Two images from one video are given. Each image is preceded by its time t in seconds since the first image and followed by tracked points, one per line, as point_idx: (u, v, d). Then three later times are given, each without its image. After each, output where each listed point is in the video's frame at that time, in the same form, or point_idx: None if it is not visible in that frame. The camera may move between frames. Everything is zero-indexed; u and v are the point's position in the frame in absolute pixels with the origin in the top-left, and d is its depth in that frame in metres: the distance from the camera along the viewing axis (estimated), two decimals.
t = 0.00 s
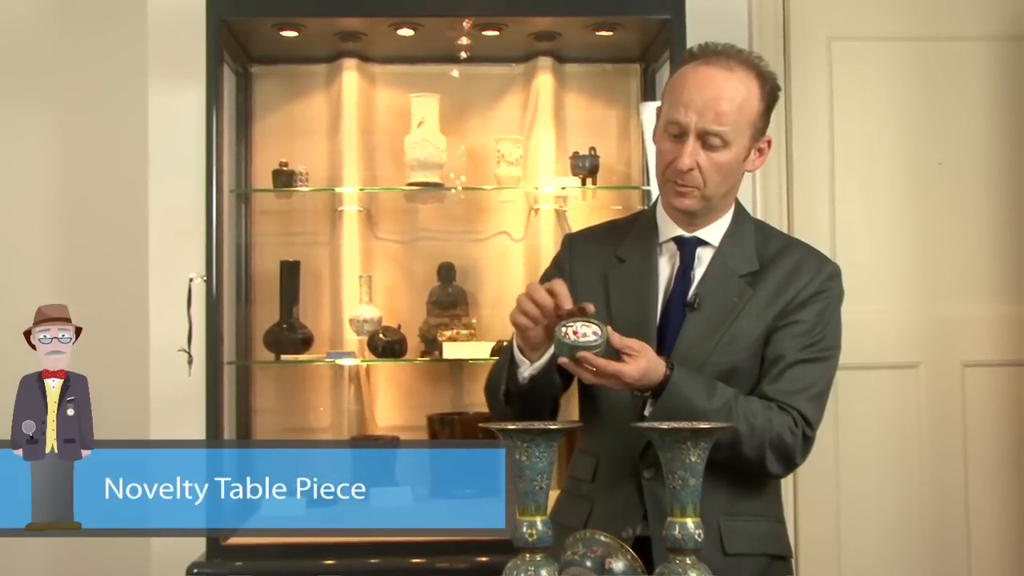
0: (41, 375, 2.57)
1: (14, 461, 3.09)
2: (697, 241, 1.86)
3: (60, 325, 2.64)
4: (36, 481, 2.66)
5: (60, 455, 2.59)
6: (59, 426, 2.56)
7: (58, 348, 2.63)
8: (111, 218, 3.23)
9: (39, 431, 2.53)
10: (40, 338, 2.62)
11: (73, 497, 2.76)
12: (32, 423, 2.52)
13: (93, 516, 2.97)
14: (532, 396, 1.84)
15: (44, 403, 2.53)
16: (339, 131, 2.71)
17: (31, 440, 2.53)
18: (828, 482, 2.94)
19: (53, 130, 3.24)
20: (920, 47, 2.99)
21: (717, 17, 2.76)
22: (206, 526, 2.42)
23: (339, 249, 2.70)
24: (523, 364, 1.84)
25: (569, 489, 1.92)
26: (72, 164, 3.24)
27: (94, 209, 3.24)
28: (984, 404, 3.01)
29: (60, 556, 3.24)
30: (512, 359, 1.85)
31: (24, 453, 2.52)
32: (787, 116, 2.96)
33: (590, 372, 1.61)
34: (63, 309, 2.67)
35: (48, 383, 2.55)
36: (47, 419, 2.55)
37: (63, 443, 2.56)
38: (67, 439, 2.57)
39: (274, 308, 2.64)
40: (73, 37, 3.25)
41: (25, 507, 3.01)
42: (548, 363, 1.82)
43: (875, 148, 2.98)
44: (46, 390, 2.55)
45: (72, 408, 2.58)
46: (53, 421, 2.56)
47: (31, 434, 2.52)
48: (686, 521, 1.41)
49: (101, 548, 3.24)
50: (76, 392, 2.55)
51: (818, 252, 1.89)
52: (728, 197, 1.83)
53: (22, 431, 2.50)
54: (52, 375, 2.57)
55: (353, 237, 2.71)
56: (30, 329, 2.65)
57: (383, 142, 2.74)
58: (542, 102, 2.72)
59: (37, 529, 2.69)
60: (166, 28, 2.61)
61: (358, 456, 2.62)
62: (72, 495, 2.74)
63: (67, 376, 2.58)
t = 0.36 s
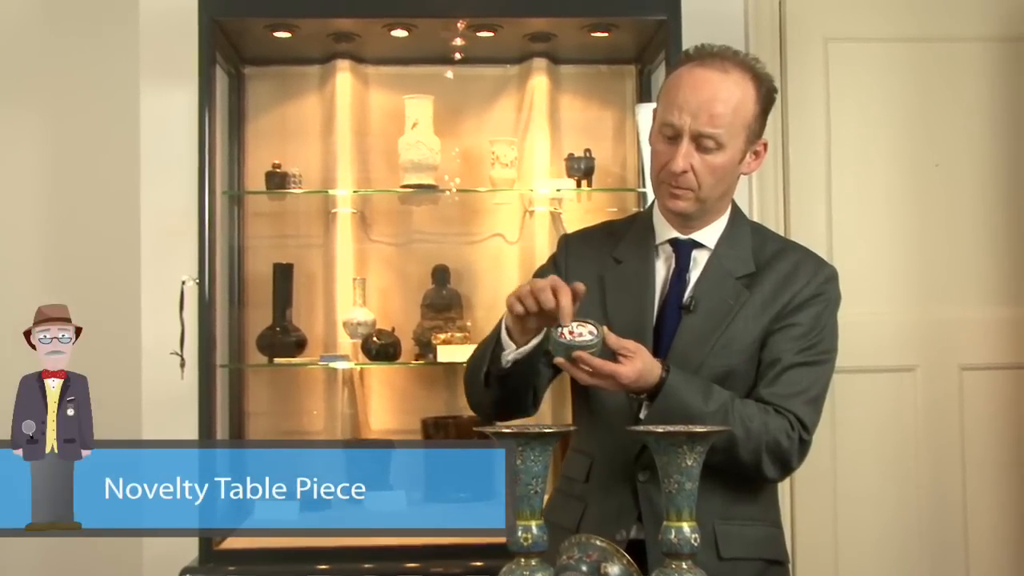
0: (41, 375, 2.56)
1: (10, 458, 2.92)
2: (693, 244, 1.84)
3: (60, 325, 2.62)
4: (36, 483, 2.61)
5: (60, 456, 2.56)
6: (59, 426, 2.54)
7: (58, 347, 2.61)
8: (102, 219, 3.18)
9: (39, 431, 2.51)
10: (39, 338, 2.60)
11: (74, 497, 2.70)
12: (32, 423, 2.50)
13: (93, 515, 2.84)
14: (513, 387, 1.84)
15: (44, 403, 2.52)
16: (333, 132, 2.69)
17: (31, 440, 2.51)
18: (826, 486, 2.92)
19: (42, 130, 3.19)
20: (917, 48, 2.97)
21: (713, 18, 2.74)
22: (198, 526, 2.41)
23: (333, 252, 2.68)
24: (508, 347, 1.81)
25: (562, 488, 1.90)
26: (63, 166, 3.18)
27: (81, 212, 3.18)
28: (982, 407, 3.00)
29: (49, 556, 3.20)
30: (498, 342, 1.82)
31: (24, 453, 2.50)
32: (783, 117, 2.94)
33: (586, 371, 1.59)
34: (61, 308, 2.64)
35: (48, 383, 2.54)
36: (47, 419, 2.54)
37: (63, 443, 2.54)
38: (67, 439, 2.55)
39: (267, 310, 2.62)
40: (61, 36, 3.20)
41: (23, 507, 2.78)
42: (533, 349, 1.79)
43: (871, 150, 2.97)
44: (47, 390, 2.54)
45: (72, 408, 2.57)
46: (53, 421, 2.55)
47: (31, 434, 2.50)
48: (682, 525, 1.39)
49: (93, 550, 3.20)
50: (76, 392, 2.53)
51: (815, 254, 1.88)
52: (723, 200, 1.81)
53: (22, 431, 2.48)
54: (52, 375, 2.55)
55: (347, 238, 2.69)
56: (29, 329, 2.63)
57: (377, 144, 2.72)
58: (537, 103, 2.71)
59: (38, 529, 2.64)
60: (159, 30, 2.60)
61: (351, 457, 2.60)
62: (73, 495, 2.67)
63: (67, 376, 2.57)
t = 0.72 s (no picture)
0: (41, 375, 2.53)
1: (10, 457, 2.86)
2: (694, 245, 1.83)
3: (60, 324, 2.60)
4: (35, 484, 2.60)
5: (60, 456, 2.56)
6: (59, 426, 2.53)
7: (58, 347, 2.60)
8: (98, 218, 3.16)
9: (39, 431, 2.51)
10: (40, 338, 2.58)
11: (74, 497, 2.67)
12: (32, 423, 2.50)
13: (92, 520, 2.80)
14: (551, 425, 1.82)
15: (44, 403, 2.50)
16: (331, 133, 2.67)
17: (31, 440, 2.51)
18: (826, 488, 2.91)
19: (38, 129, 3.17)
20: (917, 48, 2.96)
21: (713, 17, 2.73)
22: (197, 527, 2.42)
23: (331, 253, 2.67)
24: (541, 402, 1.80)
25: (565, 495, 1.88)
26: (59, 168, 3.17)
27: (77, 212, 3.16)
28: (983, 408, 2.99)
29: (46, 557, 3.16)
30: (530, 397, 1.80)
31: (24, 453, 2.50)
32: (783, 117, 2.93)
33: (589, 373, 1.57)
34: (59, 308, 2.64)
35: (48, 383, 2.51)
36: (47, 419, 2.53)
37: (63, 443, 2.53)
38: (67, 439, 2.54)
39: (265, 311, 2.61)
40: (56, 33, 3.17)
41: (24, 507, 2.71)
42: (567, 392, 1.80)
43: (872, 151, 2.95)
44: (47, 390, 2.52)
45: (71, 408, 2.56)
46: (53, 421, 2.54)
47: (31, 434, 2.50)
48: (682, 527, 1.37)
49: (92, 551, 3.16)
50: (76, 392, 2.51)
51: (817, 255, 1.87)
52: (725, 202, 1.80)
53: (22, 431, 2.48)
54: (51, 375, 2.53)
55: (345, 238, 2.68)
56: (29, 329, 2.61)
57: (375, 144, 2.70)
58: (536, 103, 2.70)
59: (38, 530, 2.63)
60: (155, 29, 2.57)
61: (349, 455, 2.60)
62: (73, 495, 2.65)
63: (67, 376, 2.54)
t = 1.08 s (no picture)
0: (41, 375, 2.72)
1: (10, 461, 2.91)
2: (695, 245, 1.81)
3: (59, 325, 2.80)
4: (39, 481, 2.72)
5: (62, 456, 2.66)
6: (59, 426, 2.66)
7: (57, 347, 2.79)
8: (92, 219, 3.13)
9: (39, 431, 2.64)
10: (40, 338, 2.77)
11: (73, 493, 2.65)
12: (32, 423, 2.64)
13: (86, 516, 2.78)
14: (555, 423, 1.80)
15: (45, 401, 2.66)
16: (329, 132, 2.65)
17: (31, 440, 2.65)
18: (828, 490, 2.89)
19: (33, 129, 3.14)
20: (919, 46, 2.94)
21: (713, 16, 2.72)
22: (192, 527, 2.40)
23: (330, 253, 2.65)
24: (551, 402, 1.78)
25: (567, 497, 1.86)
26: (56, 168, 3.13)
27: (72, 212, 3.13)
28: (986, 409, 2.97)
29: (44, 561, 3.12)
30: (534, 397, 1.79)
31: (24, 452, 2.65)
32: (785, 116, 2.91)
33: (584, 372, 1.55)
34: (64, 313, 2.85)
35: (48, 383, 2.70)
36: (47, 419, 2.66)
37: (63, 442, 2.64)
38: (66, 439, 2.65)
39: (263, 312, 2.59)
40: (51, 32, 3.14)
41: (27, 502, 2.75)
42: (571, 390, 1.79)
43: (874, 150, 2.93)
44: (47, 389, 2.69)
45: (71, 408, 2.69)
46: (53, 421, 2.67)
47: (31, 434, 2.64)
48: (683, 529, 1.35)
49: (89, 554, 3.09)
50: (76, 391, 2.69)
51: (820, 254, 1.85)
52: (725, 201, 1.78)
53: (22, 430, 2.63)
54: (52, 375, 2.72)
55: (343, 238, 2.65)
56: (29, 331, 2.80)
57: (374, 143, 2.68)
58: (535, 102, 2.67)
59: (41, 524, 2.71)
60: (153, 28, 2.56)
61: (346, 455, 2.59)
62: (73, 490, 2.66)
63: (66, 377, 2.73)
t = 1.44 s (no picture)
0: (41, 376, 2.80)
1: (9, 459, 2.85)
2: (697, 245, 1.79)
3: (59, 327, 2.97)
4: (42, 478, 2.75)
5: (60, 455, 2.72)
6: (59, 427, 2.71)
7: (57, 348, 2.94)
8: (88, 219, 3.11)
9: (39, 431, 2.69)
10: (40, 339, 2.93)
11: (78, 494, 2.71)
12: (32, 423, 2.69)
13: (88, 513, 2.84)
14: (557, 425, 1.79)
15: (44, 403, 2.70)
16: (329, 132, 2.64)
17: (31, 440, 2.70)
18: (830, 491, 2.88)
19: (32, 130, 3.13)
20: (922, 45, 2.93)
21: (712, 15, 2.71)
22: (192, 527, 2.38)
23: (329, 254, 2.64)
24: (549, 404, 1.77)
25: (566, 499, 1.84)
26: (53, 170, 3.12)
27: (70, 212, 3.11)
28: (991, 410, 2.95)
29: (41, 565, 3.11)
30: (533, 397, 1.78)
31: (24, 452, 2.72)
32: (787, 116, 2.89)
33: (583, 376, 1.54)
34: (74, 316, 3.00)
35: (48, 382, 2.78)
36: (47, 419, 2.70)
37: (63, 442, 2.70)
38: (67, 439, 2.71)
39: (263, 313, 2.58)
40: (47, 31, 3.13)
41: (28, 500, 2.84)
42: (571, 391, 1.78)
43: (877, 150, 2.92)
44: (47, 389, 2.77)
45: (72, 409, 2.75)
46: (53, 421, 2.70)
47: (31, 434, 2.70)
48: (684, 532, 1.34)
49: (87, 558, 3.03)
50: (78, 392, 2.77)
51: (821, 255, 1.83)
52: (727, 200, 1.76)
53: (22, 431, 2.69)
54: (52, 375, 2.81)
55: (343, 238, 2.64)
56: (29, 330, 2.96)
57: (374, 143, 2.66)
58: (536, 101, 2.66)
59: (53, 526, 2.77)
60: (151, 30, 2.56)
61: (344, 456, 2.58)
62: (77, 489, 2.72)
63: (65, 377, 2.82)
